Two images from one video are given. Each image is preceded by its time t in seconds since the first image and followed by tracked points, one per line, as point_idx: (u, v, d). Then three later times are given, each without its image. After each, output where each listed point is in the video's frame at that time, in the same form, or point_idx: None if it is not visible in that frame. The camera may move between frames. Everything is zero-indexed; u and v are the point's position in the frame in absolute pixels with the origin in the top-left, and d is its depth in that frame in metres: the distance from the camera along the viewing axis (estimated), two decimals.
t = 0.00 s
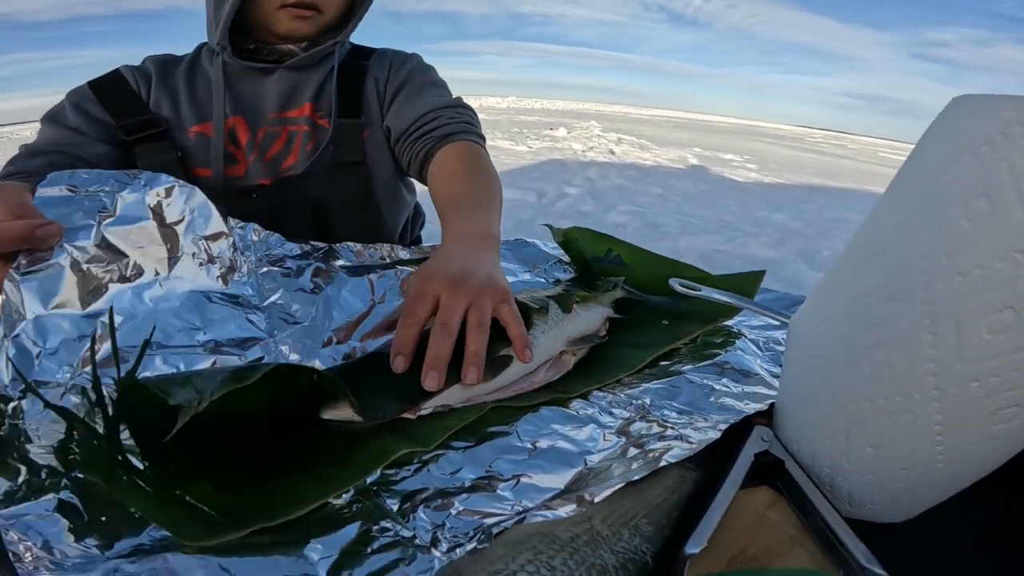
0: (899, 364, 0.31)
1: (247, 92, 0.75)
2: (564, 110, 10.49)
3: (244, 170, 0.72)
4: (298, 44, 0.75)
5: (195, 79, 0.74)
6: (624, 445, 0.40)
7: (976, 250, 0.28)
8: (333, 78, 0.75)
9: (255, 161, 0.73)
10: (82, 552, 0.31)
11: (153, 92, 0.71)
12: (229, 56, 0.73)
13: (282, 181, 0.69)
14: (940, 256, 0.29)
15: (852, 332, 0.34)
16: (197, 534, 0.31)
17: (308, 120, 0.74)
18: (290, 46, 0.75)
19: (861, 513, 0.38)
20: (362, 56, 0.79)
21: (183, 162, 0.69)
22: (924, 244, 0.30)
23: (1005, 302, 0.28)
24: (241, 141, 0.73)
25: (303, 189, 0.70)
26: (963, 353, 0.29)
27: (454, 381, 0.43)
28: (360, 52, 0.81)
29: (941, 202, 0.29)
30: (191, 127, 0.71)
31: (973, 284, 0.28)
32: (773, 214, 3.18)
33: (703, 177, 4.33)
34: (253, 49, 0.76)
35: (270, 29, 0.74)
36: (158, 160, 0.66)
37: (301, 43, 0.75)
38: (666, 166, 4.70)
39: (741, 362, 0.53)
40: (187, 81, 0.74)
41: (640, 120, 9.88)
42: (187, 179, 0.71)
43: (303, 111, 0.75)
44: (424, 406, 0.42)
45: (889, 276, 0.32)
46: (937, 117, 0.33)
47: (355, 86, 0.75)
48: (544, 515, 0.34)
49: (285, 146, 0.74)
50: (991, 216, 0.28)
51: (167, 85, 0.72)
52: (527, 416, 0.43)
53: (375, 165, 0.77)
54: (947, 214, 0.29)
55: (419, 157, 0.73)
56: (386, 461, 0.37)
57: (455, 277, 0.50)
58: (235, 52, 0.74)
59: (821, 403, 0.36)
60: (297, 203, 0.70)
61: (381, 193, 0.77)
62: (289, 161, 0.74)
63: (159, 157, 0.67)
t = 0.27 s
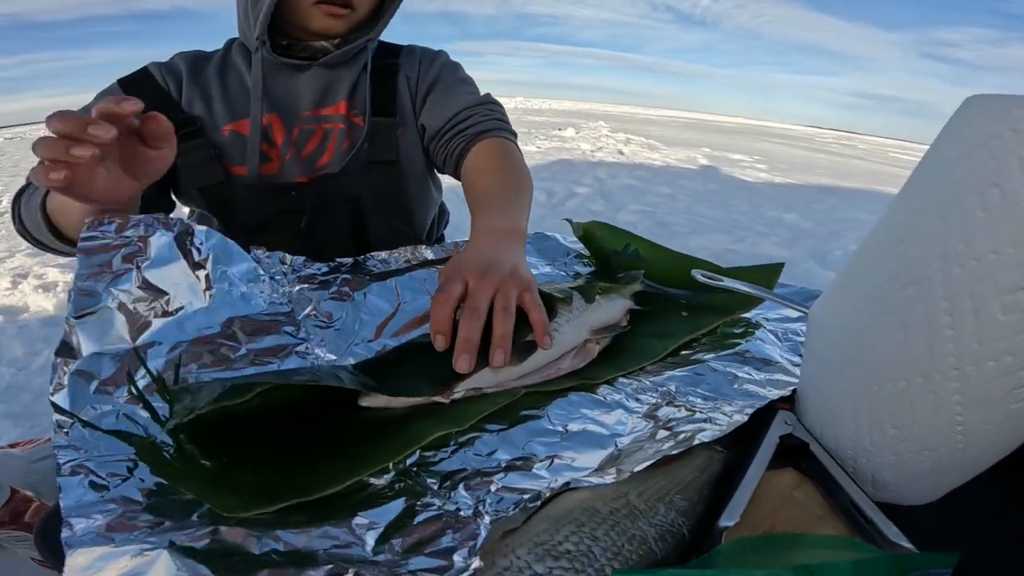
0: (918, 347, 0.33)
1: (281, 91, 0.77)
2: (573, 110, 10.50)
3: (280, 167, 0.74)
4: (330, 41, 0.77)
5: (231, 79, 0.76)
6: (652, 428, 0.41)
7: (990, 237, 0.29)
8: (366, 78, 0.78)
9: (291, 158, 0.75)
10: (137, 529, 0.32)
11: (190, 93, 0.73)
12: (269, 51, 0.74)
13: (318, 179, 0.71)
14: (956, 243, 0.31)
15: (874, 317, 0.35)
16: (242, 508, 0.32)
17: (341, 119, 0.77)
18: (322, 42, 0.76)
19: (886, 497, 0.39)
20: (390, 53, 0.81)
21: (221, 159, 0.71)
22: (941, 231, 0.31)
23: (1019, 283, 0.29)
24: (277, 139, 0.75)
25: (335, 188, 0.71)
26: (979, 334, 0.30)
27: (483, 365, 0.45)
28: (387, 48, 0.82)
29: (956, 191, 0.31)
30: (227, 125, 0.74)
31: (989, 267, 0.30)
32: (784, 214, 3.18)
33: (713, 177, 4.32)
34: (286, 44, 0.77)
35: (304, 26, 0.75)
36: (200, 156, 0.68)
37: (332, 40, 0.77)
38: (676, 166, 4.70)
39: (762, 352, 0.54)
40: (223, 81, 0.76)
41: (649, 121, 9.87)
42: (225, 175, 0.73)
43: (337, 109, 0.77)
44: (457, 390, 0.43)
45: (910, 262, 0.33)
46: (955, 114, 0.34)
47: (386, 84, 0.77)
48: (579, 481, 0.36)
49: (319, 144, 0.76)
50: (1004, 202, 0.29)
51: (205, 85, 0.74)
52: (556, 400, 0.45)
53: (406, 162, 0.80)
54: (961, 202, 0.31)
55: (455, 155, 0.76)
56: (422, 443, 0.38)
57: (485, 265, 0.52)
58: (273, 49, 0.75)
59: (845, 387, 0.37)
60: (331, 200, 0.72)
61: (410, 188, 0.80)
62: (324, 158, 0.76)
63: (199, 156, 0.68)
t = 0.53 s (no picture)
0: (922, 341, 0.34)
1: (311, 90, 0.79)
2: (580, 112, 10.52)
3: (307, 165, 0.78)
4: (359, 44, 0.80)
5: (261, 76, 0.78)
6: (670, 416, 0.43)
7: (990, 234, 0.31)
8: (392, 83, 0.82)
9: (319, 157, 0.79)
10: (191, 521, 0.33)
11: (221, 87, 0.75)
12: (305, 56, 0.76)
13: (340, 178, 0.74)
14: (958, 240, 0.32)
15: (879, 310, 0.36)
16: (286, 497, 0.34)
17: (369, 121, 0.81)
18: (352, 46, 0.80)
19: (895, 487, 0.40)
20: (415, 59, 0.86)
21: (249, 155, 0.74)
22: (943, 229, 0.33)
23: (1016, 276, 0.30)
24: (307, 137, 0.78)
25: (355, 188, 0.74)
26: (981, 328, 0.32)
27: (502, 355, 0.48)
28: (412, 53, 0.87)
29: (958, 192, 0.32)
30: (257, 122, 0.76)
31: (990, 261, 0.31)
32: (793, 215, 3.18)
33: (721, 178, 4.33)
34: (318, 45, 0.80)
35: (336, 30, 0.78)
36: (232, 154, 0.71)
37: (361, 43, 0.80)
38: (684, 168, 4.71)
39: (773, 346, 0.55)
40: (254, 78, 0.78)
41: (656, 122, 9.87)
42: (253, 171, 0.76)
43: (365, 111, 0.81)
44: (480, 377, 0.46)
45: (914, 257, 0.34)
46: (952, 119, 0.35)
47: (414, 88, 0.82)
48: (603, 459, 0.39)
49: (346, 143, 0.80)
50: (1004, 201, 0.30)
51: (235, 81, 0.76)
52: (575, 390, 0.47)
53: (424, 164, 0.84)
54: (962, 201, 0.32)
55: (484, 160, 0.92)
56: (450, 430, 0.40)
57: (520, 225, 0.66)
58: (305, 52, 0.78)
59: (853, 378, 0.39)
60: (351, 198, 0.74)
61: (426, 189, 0.83)
62: (350, 158, 0.80)
63: (229, 150, 0.71)
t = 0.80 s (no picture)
0: (932, 328, 0.35)
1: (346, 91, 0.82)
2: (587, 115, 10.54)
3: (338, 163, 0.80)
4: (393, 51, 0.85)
5: (295, 77, 0.80)
6: (689, 402, 0.44)
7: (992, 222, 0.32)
8: (416, 91, 0.88)
9: (350, 155, 0.81)
10: (231, 502, 0.35)
11: (256, 86, 0.76)
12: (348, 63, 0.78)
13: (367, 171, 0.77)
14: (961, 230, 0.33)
15: (890, 300, 0.38)
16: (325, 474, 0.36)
17: (398, 122, 0.84)
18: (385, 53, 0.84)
19: (911, 473, 0.41)
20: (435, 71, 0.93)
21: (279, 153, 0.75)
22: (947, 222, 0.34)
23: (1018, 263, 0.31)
24: (339, 137, 0.81)
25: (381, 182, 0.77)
26: (989, 314, 0.33)
27: (525, 344, 0.50)
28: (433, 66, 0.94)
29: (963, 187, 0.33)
30: (290, 121, 0.77)
31: (993, 249, 0.32)
32: (801, 216, 3.19)
33: (728, 180, 4.33)
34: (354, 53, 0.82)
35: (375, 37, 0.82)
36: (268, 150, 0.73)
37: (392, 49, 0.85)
38: (691, 170, 4.72)
39: (787, 337, 0.57)
40: (287, 78, 0.79)
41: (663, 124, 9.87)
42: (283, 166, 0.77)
43: (398, 113, 0.84)
44: (504, 366, 0.47)
45: (921, 248, 0.36)
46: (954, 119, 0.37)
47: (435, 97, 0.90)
48: (636, 437, 0.40)
49: (375, 142, 0.83)
50: (1003, 192, 0.31)
51: (272, 80, 0.78)
52: (595, 377, 0.48)
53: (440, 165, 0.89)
54: (964, 195, 0.33)
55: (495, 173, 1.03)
56: (479, 414, 0.42)
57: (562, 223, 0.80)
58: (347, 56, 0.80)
59: (868, 366, 0.40)
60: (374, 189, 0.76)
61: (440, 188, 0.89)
62: (378, 156, 0.83)
63: (264, 147, 0.72)
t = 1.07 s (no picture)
0: (938, 317, 0.37)
1: (379, 92, 0.84)
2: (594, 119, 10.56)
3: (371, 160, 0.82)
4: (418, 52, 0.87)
5: (331, 77, 0.82)
6: (708, 385, 0.45)
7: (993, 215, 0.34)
8: (444, 92, 0.91)
9: (383, 153, 0.83)
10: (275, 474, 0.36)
11: (295, 84, 0.78)
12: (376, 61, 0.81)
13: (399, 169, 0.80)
14: (964, 224, 0.35)
15: (904, 286, 0.39)
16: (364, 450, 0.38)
17: (428, 123, 0.87)
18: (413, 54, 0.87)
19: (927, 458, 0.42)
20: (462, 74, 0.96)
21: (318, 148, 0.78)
22: (952, 216, 0.36)
23: None
24: (373, 135, 0.83)
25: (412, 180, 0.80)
26: (994, 301, 0.34)
27: (549, 331, 0.51)
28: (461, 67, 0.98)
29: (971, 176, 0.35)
30: (326, 118, 0.79)
31: (1001, 234, 0.34)
32: (811, 220, 3.19)
33: (738, 184, 4.33)
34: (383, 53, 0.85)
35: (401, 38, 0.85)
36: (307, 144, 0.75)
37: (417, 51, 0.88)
38: (700, 174, 4.72)
39: (801, 329, 0.58)
40: (324, 78, 0.82)
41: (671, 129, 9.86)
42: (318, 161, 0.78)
43: (427, 114, 0.88)
44: (528, 351, 0.48)
45: (932, 235, 0.37)
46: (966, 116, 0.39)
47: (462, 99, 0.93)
48: (660, 411, 0.42)
49: (405, 141, 0.86)
50: (1004, 184, 0.33)
51: (309, 80, 0.80)
52: (616, 364, 0.49)
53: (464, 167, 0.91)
54: (964, 191, 0.35)
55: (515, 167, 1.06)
56: (507, 396, 0.43)
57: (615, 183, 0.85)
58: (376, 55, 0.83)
59: (882, 351, 0.41)
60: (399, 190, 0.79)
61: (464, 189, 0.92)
62: (408, 155, 0.86)
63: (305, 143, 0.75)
